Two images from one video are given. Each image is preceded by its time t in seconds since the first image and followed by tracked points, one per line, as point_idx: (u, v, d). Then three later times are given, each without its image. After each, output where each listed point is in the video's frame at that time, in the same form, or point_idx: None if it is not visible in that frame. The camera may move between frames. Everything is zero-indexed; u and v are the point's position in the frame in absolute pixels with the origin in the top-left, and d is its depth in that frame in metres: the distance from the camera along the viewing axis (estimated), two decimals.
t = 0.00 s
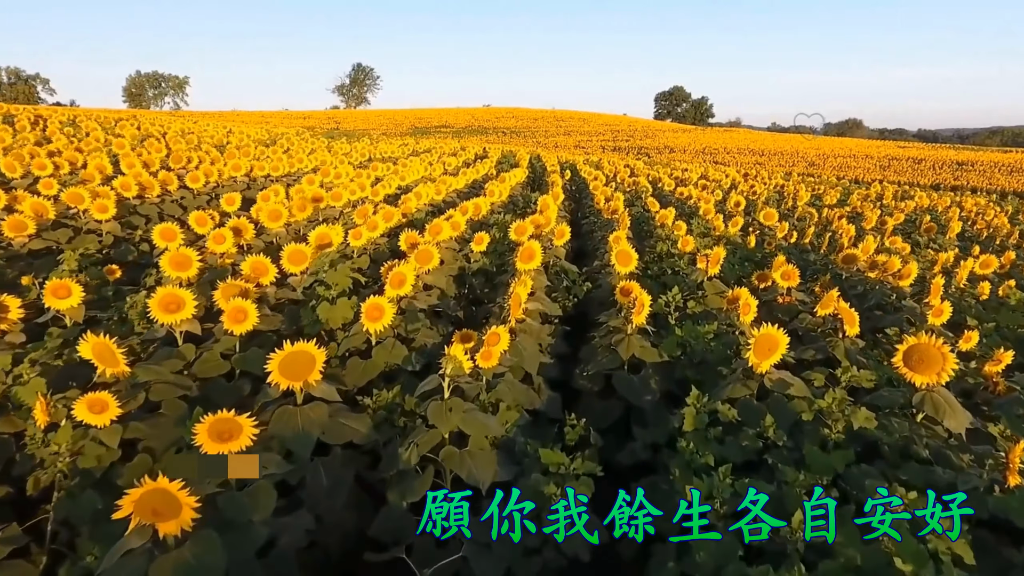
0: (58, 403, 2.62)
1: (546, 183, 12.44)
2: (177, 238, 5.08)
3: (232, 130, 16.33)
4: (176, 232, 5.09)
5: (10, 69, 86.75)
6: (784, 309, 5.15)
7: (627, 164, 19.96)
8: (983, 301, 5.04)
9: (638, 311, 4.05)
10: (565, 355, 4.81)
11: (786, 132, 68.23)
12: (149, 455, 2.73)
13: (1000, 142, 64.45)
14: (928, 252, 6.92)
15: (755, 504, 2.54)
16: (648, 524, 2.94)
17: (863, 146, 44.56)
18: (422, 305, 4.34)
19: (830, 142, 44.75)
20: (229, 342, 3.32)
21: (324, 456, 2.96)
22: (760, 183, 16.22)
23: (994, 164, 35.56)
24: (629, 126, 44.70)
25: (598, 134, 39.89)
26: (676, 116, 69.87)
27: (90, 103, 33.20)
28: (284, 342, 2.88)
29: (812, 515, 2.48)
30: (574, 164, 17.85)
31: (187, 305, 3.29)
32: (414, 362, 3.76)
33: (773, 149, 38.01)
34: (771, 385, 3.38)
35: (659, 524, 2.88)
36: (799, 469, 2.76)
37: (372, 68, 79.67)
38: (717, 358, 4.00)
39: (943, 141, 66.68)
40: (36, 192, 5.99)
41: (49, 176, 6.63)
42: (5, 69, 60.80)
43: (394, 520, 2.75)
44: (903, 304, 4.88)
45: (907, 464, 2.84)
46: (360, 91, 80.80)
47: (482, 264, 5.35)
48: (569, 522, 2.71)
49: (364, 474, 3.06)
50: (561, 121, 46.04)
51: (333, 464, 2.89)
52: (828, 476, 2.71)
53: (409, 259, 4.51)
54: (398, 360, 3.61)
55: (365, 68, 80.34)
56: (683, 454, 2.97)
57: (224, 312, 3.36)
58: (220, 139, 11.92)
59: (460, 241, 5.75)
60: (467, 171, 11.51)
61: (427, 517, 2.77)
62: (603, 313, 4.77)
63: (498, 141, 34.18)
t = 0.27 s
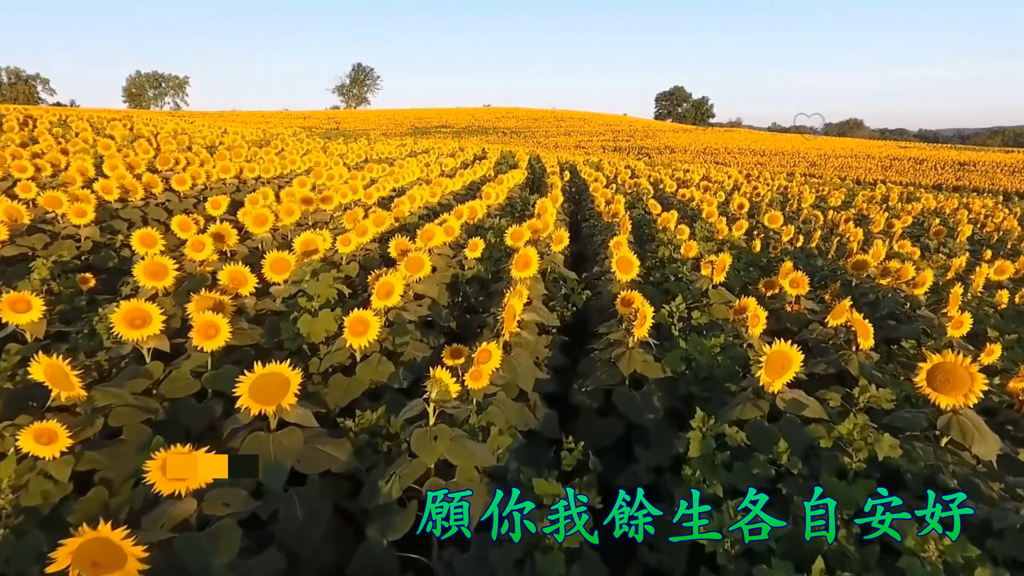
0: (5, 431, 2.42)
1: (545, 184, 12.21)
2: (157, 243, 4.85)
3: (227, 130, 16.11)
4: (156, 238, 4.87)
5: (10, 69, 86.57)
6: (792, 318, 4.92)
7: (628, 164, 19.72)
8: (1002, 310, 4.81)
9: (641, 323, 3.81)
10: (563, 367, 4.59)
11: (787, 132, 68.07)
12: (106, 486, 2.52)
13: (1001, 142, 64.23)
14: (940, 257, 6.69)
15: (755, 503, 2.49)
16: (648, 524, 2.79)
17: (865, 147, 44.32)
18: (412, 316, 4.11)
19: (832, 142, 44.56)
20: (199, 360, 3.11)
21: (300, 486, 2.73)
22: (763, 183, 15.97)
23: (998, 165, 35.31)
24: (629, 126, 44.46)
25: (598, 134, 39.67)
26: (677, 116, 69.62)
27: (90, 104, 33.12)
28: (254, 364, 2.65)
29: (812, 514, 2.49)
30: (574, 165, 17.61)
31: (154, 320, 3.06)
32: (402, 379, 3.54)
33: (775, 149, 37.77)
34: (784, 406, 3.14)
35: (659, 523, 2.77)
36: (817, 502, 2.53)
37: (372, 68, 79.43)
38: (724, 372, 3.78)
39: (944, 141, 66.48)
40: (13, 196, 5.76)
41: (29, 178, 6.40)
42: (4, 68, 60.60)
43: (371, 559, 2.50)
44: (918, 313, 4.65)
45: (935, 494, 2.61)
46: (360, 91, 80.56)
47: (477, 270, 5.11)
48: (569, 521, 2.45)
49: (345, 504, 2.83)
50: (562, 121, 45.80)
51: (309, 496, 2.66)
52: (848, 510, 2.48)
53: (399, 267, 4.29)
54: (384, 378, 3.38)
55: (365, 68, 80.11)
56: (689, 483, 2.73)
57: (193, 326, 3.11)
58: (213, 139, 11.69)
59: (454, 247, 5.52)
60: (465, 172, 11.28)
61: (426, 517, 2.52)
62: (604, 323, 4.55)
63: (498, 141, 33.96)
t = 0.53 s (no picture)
0: None
1: (544, 186, 12.02)
2: (136, 249, 4.65)
3: (223, 130, 15.92)
4: (136, 243, 4.66)
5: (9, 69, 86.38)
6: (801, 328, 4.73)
7: (628, 165, 19.53)
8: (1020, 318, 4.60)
9: (643, 335, 3.59)
10: (561, 379, 4.40)
11: (788, 132, 67.87)
12: (59, 520, 2.32)
13: (1003, 142, 63.99)
14: (951, 261, 6.50)
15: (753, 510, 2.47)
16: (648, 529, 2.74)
17: (866, 147, 44.15)
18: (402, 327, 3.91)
19: (833, 142, 44.36)
20: (169, 378, 2.92)
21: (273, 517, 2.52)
22: (765, 184, 15.78)
23: (1000, 165, 35.11)
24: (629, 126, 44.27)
25: (598, 134, 39.48)
26: (677, 117, 69.42)
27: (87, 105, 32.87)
28: (222, 385, 2.43)
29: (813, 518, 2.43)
30: (574, 166, 17.40)
31: (119, 335, 2.84)
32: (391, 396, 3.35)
33: (776, 149, 37.56)
34: (796, 427, 2.92)
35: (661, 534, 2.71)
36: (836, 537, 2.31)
37: (372, 68, 79.22)
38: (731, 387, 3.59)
39: (946, 141, 66.21)
40: None
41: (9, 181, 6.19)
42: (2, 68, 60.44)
43: None
44: (933, 322, 4.45)
45: (964, 528, 2.40)
46: (360, 91, 80.35)
47: (471, 277, 4.92)
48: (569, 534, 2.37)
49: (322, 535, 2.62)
50: (562, 121, 45.59)
51: (283, 529, 2.44)
52: (872, 548, 2.26)
53: (389, 275, 4.09)
54: (368, 395, 3.17)
55: (364, 68, 79.90)
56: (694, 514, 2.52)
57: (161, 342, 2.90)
58: (206, 140, 11.50)
59: (448, 252, 5.32)
60: (462, 173, 11.07)
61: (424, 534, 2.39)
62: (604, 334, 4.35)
63: (498, 141, 33.77)
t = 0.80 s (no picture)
0: None
1: (543, 187, 11.81)
2: (112, 255, 4.43)
3: (217, 130, 15.71)
4: (112, 248, 4.44)
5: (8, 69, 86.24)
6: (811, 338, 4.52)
7: (628, 166, 19.32)
8: None
9: (645, 349, 3.37)
10: (559, 393, 4.19)
11: (789, 132, 67.61)
12: None
13: (1005, 142, 63.74)
14: (962, 267, 6.30)
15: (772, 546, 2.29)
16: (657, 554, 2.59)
17: (867, 147, 43.91)
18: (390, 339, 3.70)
19: (834, 142, 44.14)
20: (133, 400, 2.71)
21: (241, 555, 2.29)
22: (768, 185, 15.57)
23: (1003, 165, 34.93)
24: (630, 126, 44.06)
25: (598, 134, 39.27)
26: (678, 117, 69.20)
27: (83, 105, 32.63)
28: (182, 412, 2.21)
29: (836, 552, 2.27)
30: (573, 166, 17.20)
31: (77, 354, 2.62)
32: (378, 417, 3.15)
33: (777, 149, 37.34)
34: (811, 453, 2.70)
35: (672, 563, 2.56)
36: None
37: (371, 68, 79.00)
38: (739, 404, 3.38)
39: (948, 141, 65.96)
40: None
41: None
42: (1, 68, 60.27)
43: None
44: (950, 332, 4.25)
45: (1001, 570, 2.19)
46: (360, 91, 80.11)
47: (465, 284, 4.70)
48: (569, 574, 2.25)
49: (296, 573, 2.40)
50: (562, 121, 45.38)
51: (250, 567, 2.23)
52: None
53: (377, 284, 3.88)
54: (350, 416, 2.95)
55: (364, 68, 79.68)
56: (703, 551, 2.30)
57: (122, 361, 2.68)
58: (198, 140, 11.29)
59: (442, 257, 5.11)
60: (459, 175, 10.87)
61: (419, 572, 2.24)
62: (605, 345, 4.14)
63: (497, 141, 33.55)
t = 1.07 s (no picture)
0: None
1: (541, 189, 11.54)
2: (80, 264, 4.16)
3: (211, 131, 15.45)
4: (80, 256, 4.17)
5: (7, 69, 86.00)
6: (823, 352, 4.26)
7: (629, 166, 19.05)
8: None
9: (648, 370, 3.10)
10: (555, 412, 3.92)
11: (790, 132, 67.32)
12: None
13: (1007, 142, 63.43)
14: (978, 274, 6.03)
15: None
16: None
17: (869, 147, 43.62)
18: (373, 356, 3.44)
19: (836, 142, 43.88)
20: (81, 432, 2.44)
21: None
22: (771, 186, 15.31)
23: (1006, 165, 34.64)
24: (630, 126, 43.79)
25: (598, 134, 38.98)
26: (678, 117, 68.92)
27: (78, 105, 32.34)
28: (120, 456, 1.93)
29: None
30: (573, 167, 16.92)
31: (17, 381, 2.35)
32: (357, 446, 2.90)
33: (779, 150, 37.05)
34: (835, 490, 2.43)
35: None
36: None
37: (371, 68, 78.72)
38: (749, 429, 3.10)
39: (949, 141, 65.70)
40: None
41: None
42: None
43: None
44: (973, 347, 3.98)
45: None
46: (359, 91, 79.83)
47: (457, 294, 4.44)
48: None
49: None
50: (562, 121, 45.10)
51: None
52: None
53: (360, 297, 3.61)
54: (325, 447, 2.70)
55: (363, 67, 79.41)
56: None
57: (69, 389, 2.42)
58: (188, 141, 11.02)
59: (433, 265, 4.85)
60: (456, 176, 10.60)
61: None
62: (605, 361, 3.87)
63: (496, 142, 33.28)
